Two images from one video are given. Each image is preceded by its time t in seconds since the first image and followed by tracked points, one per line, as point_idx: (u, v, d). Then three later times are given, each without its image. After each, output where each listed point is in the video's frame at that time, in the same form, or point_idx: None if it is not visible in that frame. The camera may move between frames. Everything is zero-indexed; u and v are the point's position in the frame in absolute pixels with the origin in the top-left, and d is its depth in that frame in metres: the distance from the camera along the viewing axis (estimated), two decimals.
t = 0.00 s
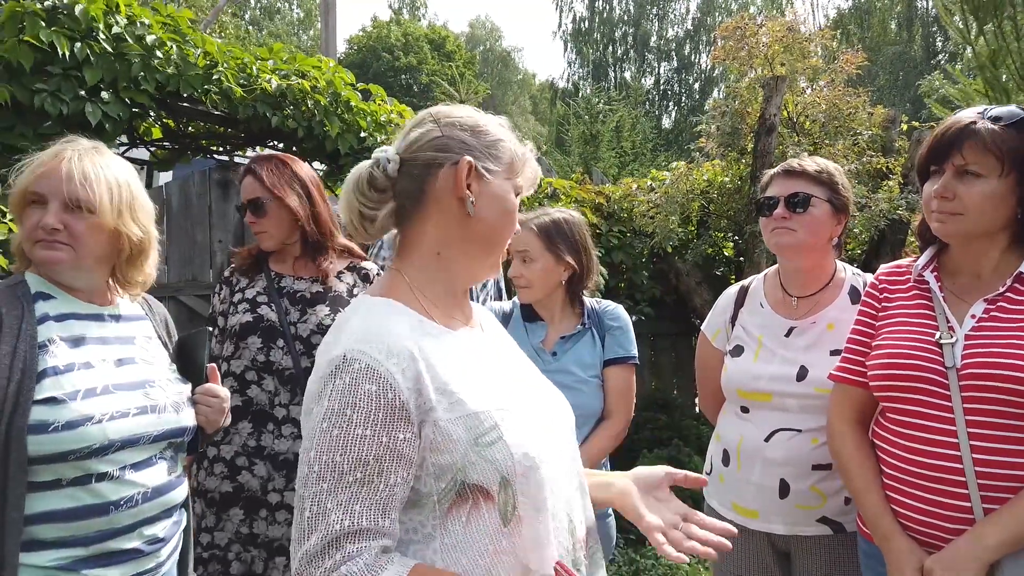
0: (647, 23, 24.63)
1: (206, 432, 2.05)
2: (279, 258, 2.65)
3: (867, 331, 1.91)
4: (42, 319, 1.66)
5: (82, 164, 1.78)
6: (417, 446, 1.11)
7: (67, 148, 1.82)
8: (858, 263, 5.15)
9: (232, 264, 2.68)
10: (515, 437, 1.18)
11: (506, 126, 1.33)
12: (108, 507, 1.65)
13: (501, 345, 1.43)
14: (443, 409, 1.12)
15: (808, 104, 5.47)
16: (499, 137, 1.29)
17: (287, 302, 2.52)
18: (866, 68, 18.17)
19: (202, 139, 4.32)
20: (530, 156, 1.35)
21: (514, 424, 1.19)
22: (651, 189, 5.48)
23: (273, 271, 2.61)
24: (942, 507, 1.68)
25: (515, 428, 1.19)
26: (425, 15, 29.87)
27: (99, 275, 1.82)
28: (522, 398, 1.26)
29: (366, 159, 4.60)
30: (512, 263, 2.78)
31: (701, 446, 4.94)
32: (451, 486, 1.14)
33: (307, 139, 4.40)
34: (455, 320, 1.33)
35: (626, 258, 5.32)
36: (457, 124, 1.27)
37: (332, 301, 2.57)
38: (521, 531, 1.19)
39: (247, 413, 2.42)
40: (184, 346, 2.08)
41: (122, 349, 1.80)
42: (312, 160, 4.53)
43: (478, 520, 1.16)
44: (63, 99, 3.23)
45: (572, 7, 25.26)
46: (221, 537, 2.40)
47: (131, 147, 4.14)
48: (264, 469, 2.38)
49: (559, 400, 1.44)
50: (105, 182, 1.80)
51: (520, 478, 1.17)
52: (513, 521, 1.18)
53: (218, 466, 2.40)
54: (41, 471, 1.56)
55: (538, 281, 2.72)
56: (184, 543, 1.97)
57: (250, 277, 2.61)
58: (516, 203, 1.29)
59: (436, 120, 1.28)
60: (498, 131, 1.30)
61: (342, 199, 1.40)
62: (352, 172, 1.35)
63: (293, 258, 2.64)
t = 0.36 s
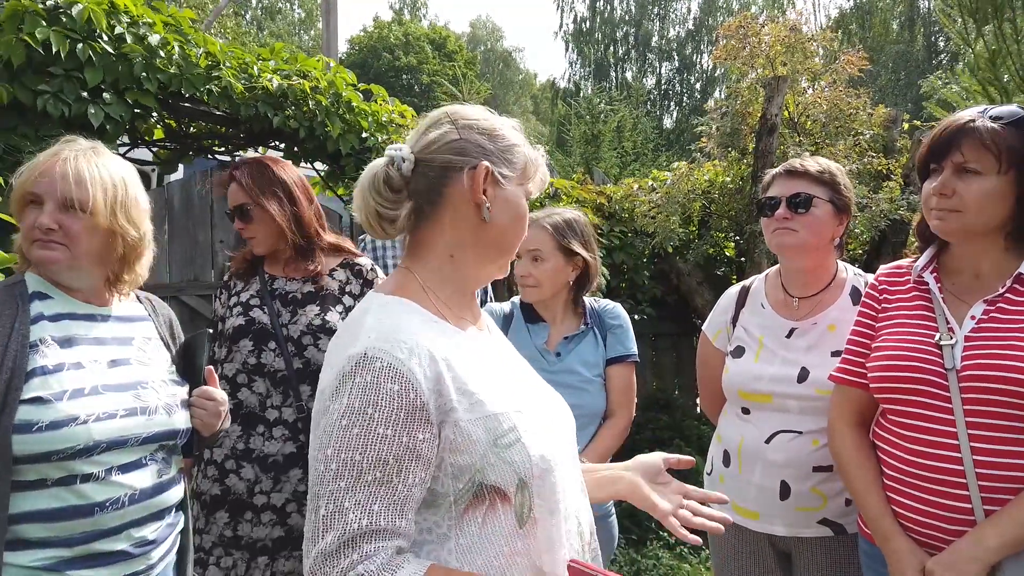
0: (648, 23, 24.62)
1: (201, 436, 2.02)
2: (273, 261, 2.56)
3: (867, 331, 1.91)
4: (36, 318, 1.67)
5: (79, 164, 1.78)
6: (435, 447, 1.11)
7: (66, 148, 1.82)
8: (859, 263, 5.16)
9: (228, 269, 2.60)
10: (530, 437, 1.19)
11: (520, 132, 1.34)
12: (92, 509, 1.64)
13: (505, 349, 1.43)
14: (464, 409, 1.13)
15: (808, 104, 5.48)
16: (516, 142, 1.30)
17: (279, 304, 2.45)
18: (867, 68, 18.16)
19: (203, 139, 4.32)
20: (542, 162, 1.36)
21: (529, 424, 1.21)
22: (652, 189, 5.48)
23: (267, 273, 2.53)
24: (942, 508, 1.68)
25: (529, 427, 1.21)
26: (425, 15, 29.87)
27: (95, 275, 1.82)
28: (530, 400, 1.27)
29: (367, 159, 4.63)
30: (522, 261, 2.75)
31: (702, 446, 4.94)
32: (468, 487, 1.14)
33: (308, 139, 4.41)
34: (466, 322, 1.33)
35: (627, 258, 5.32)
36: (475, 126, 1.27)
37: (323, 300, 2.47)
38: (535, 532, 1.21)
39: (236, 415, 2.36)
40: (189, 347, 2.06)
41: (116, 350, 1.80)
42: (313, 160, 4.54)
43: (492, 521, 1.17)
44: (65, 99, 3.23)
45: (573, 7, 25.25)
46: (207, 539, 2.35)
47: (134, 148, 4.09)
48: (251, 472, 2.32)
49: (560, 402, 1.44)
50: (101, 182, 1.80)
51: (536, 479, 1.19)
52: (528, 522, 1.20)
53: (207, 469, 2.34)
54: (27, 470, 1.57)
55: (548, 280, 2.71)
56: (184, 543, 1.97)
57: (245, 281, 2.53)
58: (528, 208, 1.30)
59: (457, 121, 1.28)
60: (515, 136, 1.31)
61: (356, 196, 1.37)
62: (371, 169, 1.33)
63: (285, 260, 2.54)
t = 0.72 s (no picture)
0: (649, 23, 24.60)
1: (198, 440, 1.98)
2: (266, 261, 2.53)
3: (869, 332, 1.91)
4: (33, 317, 1.69)
5: (74, 163, 1.78)
6: (415, 452, 1.12)
7: (63, 148, 1.83)
8: (860, 263, 5.16)
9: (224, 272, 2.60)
10: (515, 443, 1.18)
11: (523, 127, 1.31)
12: (79, 509, 1.64)
13: (505, 350, 1.43)
14: (445, 415, 1.13)
15: (810, 104, 5.49)
16: (517, 138, 1.28)
17: (273, 304, 2.42)
18: (868, 68, 18.11)
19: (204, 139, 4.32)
20: (547, 158, 1.33)
21: (516, 431, 1.19)
22: (654, 189, 5.49)
23: (262, 272, 2.51)
24: (945, 509, 1.68)
25: (516, 433, 1.19)
26: (426, 15, 29.88)
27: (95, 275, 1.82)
28: (523, 402, 1.27)
29: (368, 159, 4.64)
30: (537, 261, 2.74)
31: (703, 447, 4.94)
32: (448, 492, 1.15)
33: (309, 139, 4.41)
34: (463, 326, 1.33)
35: (628, 258, 5.32)
36: (471, 124, 1.27)
37: (316, 299, 2.43)
38: (518, 540, 1.19)
39: (233, 417, 2.36)
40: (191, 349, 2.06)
41: (113, 350, 1.79)
42: (315, 161, 4.55)
43: (473, 525, 1.17)
44: (67, 100, 3.24)
45: (574, 7, 25.24)
46: (212, 540, 2.35)
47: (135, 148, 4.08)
48: (252, 472, 2.33)
49: (565, 408, 1.46)
50: (97, 182, 1.80)
51: (519, 485, 1.17)
52: (510, 529, 1.19)
53: (210, 470, 2.34)
54: (16, 469, 1.58)
55: (563, 283, 2.71)
56: (183, 543, 1.97)
57: (240, 282, 2.51)
58: (530, 207, 1.29)
59: (455, 120, 1.28)
60: (514, 132, 1.29)
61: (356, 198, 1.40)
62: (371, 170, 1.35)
63: (276, 259, 2.50)
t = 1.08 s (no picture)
0: (650, 23, 24.59)
1: (198, 440, 1.93)
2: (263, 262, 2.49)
3: (872, 332, 1.90)
4: (31, 317, 1.71)
5: (66, 161, 1.79)
6: (379, 451, 1.11)
7: (57, 147, 1.84)
8: (862, 263, 5.15)
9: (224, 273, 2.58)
10: (485, 441, 1.17)
11: (509, 119, 1.27)
12: (69, 510, 1.64)
13: (507, 346, 1.42)
14: (412, 414, 1.13)
15: (813, 104, 5.49)
16: (485, 131, 1.23)
17: (274, 304, 2.41)
18: (871, 68, 18.08)
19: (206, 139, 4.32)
20: (535, 148, 1.26)
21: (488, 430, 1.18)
22: (656, 189, 5.49)
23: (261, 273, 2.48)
24: (951, 510, 1.68)
25: (489, 432, 1.18)
26: (427, 15, 29.89)
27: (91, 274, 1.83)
28: (510, 401, 1.26)
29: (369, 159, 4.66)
30: (547, 260, 2.75)
31: (705, 447, 4.94)
32: (418, 489, 1.13)
33: (312, 139, 4.42)
34: (452, 327, 1.33)
35: (630, 258, 5.32)
36: (440, 124, 1.26)
37: (317, 298, 2.42)
38: (489, 539, 1.17)
39: (239, 417, 2.36)
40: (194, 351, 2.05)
41: (111, 350, 1.79)
42: (317, 160, 4.57)
43: (444, 525, 1.15)
44: (69, 100, 3.25)
45: (576, 7, 25.24)
46: (229, 539, 2.35)
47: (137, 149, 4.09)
48: (262, 472, 2.34)
49: (569, 402, 1.44)
50: (88, 179, 1.80)
51: (487, 484, 1.15)
52: (481, 528, 1.16)
53: (220, 470, 2.35)
54: (8, 468, 1.60)
55: (572, 282, 2.70)
56: (184, 542, 1.98)
57: (240, 283, 2.50)
58: (501, 202, 1.23)
59: (428, 122, 1.27)
60: (490, 125, 1.24)
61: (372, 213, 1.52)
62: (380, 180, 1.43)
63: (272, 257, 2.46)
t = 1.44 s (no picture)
0: (654, 23, 24.56)
1: (207, 440, 1.93)
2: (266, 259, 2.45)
3: (880, 332, 1.90)
4: (41, 316, 1.72)
5: (79, 160, 1.81)
6: (406, 437, 1.15)
7: (71, 146, 1.86)
8: (868, 263, 5.15)
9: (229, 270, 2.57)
10: (510, 430, 1.18)
11: (517, 103, 1.28)
12: (74, 509, 1.64)
13: (547, 335, 1.42)
14: (437, 403, 1.16)
15: (818, 103, 5.48)
16: (493, 120, 1.25)
17: (279, 304, 2.42)
18: (875, 67, 18.05)
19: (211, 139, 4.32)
20: (546, 126, 1.27)
21: (514, 421, 1.19)
22: (661, 189, 5.50)
23: (263, 271, 2.45)
24: (964, 512, 1.66)
25: (515, 422, 1.19)
26: (430, 15, 29.89)
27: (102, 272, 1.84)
28: (541, 391, 1.26)
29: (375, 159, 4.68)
30: (556, 259, 2.75)
31: (711, 447, 4.94)
32: (443, 476, 1.16)
33: (317, 139, 4.42)
34: (488, 317, 1.34)
35: (634, 258, 5.34)
36: (450, 123, 1.29)
37: (321, 298, 2.42)
38: (509, 529, 1.17)
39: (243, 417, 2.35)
40: (205, 352, 2.05)
41: (120, 348, 1.79)
42: (322, 160, 4.58)
43: (466, 512, 1.17)
44: (75, 99, 3.26)
45: (579, 7, 25.21)
46: (234, 537, 2.34)
47: (143, 149, 4.10)
48: (269, 471, 2.34)
49: (607, 393, 1.42)
50: (100, 176, 1.81)
51: (508, 475, 1.17)
52: (503, 517, 1.17)
53: (222, 470, 2.34)
54: (16, 466, 1.61)
55: (581, 281, 2.70)
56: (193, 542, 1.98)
57: (245, 282, 2.48)
58: (519, 183, 1.24)
59: (440, 124, 1.31)
60: (497, 113, 1.26)
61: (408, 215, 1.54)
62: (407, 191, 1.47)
63: (275, 255, 2.44)
